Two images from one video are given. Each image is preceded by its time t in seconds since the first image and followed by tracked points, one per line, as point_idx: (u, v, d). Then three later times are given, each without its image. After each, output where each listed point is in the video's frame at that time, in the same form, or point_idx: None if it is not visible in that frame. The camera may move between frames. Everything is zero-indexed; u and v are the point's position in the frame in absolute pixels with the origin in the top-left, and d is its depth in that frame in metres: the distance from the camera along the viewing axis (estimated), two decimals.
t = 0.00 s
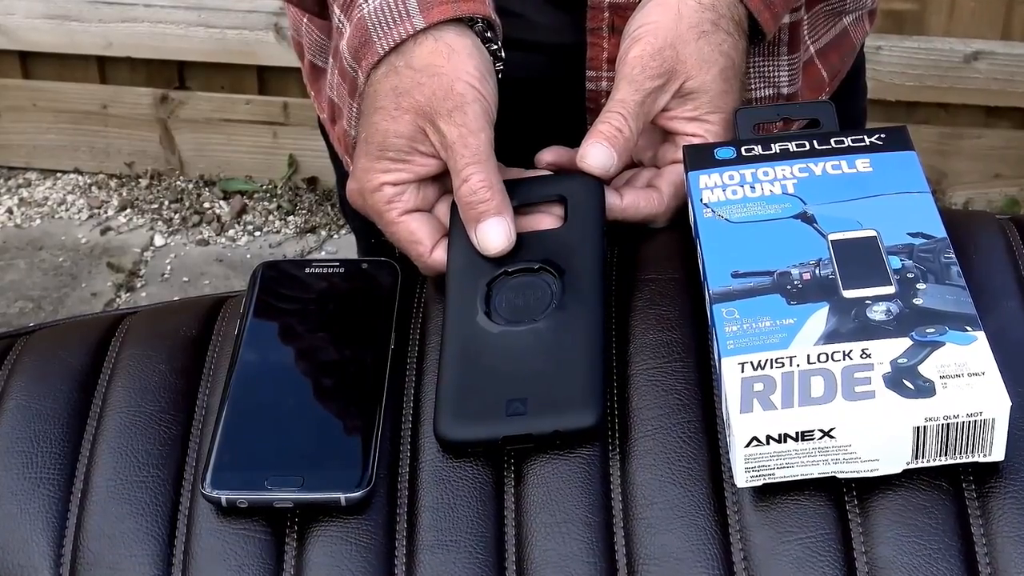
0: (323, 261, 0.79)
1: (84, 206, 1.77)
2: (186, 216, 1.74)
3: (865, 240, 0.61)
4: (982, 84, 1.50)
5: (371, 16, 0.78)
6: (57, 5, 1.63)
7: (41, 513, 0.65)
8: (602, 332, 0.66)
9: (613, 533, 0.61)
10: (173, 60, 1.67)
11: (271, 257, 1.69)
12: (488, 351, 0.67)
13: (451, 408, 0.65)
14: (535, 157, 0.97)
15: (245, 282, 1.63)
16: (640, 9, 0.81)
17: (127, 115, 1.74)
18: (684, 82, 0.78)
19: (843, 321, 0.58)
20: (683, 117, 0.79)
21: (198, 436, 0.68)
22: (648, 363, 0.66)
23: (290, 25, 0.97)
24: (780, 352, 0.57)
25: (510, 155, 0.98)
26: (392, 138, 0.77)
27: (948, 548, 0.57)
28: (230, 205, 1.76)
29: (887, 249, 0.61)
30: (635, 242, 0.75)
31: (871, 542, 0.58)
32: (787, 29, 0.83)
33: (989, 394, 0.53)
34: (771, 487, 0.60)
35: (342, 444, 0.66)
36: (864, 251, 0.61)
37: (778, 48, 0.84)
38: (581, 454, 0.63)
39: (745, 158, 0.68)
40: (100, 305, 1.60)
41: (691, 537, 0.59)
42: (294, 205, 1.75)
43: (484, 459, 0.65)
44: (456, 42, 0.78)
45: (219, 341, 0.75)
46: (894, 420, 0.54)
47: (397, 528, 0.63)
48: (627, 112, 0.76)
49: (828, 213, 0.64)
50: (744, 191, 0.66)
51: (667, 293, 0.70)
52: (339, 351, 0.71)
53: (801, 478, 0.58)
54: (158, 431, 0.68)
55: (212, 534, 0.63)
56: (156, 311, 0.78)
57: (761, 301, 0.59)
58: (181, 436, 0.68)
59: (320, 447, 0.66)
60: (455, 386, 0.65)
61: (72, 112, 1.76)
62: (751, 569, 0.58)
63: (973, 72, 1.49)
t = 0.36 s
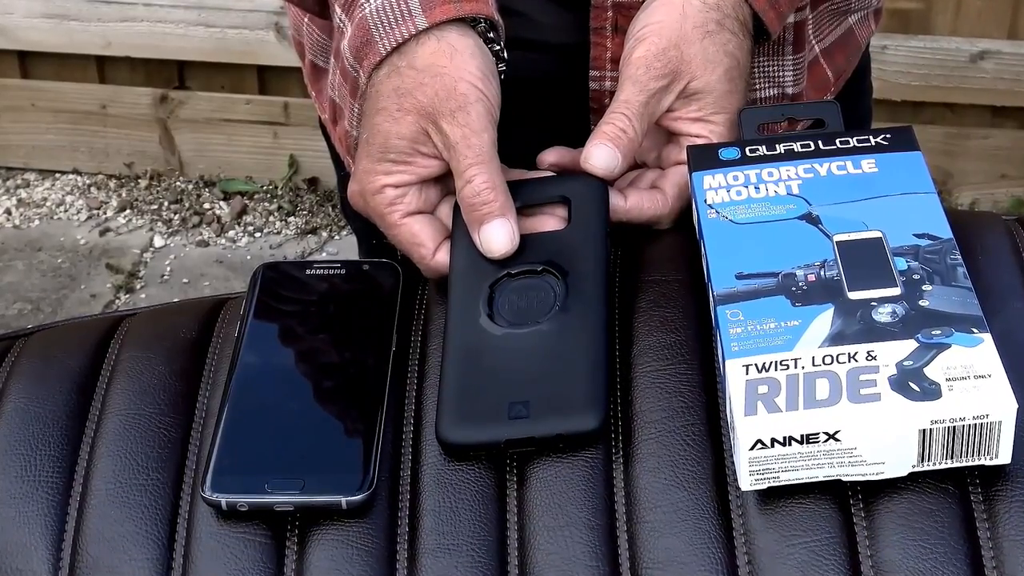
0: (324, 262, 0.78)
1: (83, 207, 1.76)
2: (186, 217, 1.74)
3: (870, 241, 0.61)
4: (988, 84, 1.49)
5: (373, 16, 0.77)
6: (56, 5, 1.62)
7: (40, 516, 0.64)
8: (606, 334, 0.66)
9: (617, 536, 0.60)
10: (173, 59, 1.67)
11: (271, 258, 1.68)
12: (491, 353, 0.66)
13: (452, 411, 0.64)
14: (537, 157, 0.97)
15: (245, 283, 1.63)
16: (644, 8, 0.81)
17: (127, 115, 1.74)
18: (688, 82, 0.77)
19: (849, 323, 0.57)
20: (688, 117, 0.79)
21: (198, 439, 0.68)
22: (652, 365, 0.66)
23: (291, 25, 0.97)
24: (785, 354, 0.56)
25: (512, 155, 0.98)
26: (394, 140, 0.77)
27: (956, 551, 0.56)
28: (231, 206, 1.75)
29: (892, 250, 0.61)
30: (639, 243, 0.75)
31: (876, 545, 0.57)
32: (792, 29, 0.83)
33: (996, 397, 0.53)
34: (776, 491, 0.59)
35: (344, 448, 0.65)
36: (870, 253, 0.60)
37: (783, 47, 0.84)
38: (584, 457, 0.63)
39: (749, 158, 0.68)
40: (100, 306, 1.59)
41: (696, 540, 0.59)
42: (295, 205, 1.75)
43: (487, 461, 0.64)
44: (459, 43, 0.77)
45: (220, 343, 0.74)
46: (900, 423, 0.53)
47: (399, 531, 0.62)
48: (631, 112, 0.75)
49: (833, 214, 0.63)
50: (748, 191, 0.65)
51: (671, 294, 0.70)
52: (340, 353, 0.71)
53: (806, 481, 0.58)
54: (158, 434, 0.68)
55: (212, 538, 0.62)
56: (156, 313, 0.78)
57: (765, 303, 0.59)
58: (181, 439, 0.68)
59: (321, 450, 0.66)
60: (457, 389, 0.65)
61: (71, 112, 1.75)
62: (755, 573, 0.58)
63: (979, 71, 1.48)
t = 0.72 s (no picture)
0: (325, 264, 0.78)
1: (82, 208, 1.76)
2: (186, 218, 1.73)
3: (875, 242, 0.60)
4: (994, 84, 1.49)
5: (374, 15, 0.77)
6: (55, 4, 1.62)
7: (38, 520, 0.64)
8: (608, 337, 0.65)
9: (620, 540, 0.60)
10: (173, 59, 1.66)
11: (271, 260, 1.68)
12: (493, 356, 0.66)
13: (454, 413, 0.64)
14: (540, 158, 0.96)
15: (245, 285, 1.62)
16: (648, 8, 0.81)
17: (126, 115, 1.73)
18: (692, 82, 0.77)
19: (854, 325, 0.57)
20: (692, 118, 0.78)
21: (197, 442, 0.67)
22: (656, 367, 0.65)
23: (291, 25, 0.96)
24: (790, 356, 0.56)
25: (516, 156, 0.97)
26: (395, 139, 0.77)
27: (962, 555, 0.55)
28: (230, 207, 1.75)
29: (898, 252, 0.60)
30: (642, 245, 0.74)
31: (882, 549, 0.57)
32: (798, 29, 0.82)
33: (1002, 400, 0.52)
34: (781, 494, 0.59)
35: (345, 451, 0.65)
36: (875, 254, 0.60)
37: (789, 47, 0.83)
38: (587, 460, 0.62)
39: (754, 158, 0.67)
40: (98, 308, 1.59)
41: (699, 544, 0.58)
42: (296, 206, 1.74)
43: (489, 465, 0.64)
44: (460, 41, 0.77)
45: (220, 345, 0.74)
46: (906, 426, 0.53)
47: (400, 535, 0.62)
48: (635, 113, 0.75)
49: (838, 215, 0.63)
50: (752, 192, 0.65)
51: (675, 296, 0.69)
52: (341, 355, 0.70)
53: (811, 485, 0.57)
54: (157, 436, 0.67)
55: (212, 542, 0.62)
56: (155, 315, 0.77)
57: (770, 305, 0.58)
58: (180, 442, 0.67)
59: (322, 453, 0.65)
60: (459, 392, 0.65)
61: (70, 113, 1.74)
62: None
63: (986, 71, 1.47)
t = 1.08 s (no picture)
0: (325, 265, 0.77)
1: (81, 209, 1.75)
2: (186, 219, 1.73)
3: (879, 243, 0.60)
4: (999, 83, 1.48)
5: (373, 13, 0.77)
6: (54, 4, 1.62)
7: (37, 523, 0.64)
8: (610, 338, 0.65)
9: (622, 543, 0.59)
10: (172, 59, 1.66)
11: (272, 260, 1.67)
12: (493, 357, 0.65)
13: (454, 415, 0.63)
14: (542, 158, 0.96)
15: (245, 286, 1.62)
16: (650, 7, 0.80)
17: (125, 115, 1.73)
18: (695, 82, 0.77)
19: (858, 326, 0.56)
20: (695, 118, 0.78)
21: (197, 444, 0.67)
22: (658, 369, 0.65)
23: (290, 25, 0.96)
24: (794, 358, 0.56)
25: (522, 156, 0.96)
26: (393, 136, 0.76)
27: (967, 558, 0.55)
28: (230, 208, 1.74)
29: (902, 253, 0.60)
30: (644, 246, 0.74)
31: (886, 552, 0.56)
32: (801, 28, 0.82)
33: (1006, 401, 0.52)
34: (784, 496, 0.58)
35: (346, 454, 0.65)
36: (879, 255, 0.59)
37: (792, 46, 0.83)
38: (589, 462, 0.62)
39: (756, 159, 0.67)
40: (98, 309, 1.58)
41: (702, 546, 0.58)
42: (296, 207, 1.74)
43: (490, 467, 0.63)
44: (458, 37, 0.77)
45: (220, 346, 0.73)
46: (910, 428, 0.53)
47: (402, 538, 0.61)
48: (637, 113, 0.75)
49: (842, 216, 0.62)
50: (756, 193, 0.65)
51: (678, 297, 0.69)
52: (341, 356, 0.70)
53: (814, 487, 0.57)
54: (157, 439, 0.67)
55: (212, 544, 0.62)
56: (155, 316, 0.77)
57: (773, 306, 0.58)
58: (180, 444, 0.67)
59: (323, 456, 0.65)
60: (459, 394, 0.64)
61: (69, 113, 1.74)
62: None
63: (991, 71, 1.47)
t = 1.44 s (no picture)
0: (326, 266, 0.77)
1: (80, 210, 1.75)
2: (185, 220, 1.72)
3: (884, 244, 0.60)
4: (1003, 84, 1.48)
5: (362, 11, 0.77)
6: (53, 3, 1.61)
7: (36, 527, 0.63)
8: (612, 340, 0.65)
9: (625, 546, 0.59)
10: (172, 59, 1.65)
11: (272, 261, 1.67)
12: (494, 359, 0.65)
13: (455, 418, 0.63)
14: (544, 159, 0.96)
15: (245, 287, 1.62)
16: (653, 7, 0.80)
17: (125, 115, 1.72)
18: (699, 81, 0.76)
19: (863, 328, 0.56)
20: (698, 118, 0.77)
21: (197, 447, 0.66)
22: (661, 371, 0.65)
23: (290, 24, 0.95)
24: (798, 359, 0.55)
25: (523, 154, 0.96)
26: (389, 130, 0.76)
27: (973, 562, 0.55)
28: (230, 209, 1.74)
29: (907, 254, 0.59)
30: (647, 247, 0.74)
31: (890, 555, 0.56)
32: (806, 26, 0.82)
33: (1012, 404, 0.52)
34: (788, 499, 0.58)
35: (348, 457, 0.64)
36: (883, 257, 0.59)
37: (796, 44, 0.83)
38: (591, 465, 0.62)
39: (760, 160, 0.66)
40: (97, 312, 1.58)
41: (706, 550, 0.58)
42: (297, 208, 1.73)
43: (492, 469, 0.63)
44: (447, 27, 0.77)
45: (220, 348, 0.73)
46: (915, 430, 0.52)
47: (403, 541, 0.61)
48: (640, 113, 0.74)
49: (846, 217, 0.62)
50: (759, 193, 0.64)
51: (680, 298, 0.68)
52: (343, 358, 0.70)
53: (819, 490, 0.56)
54: (157, 441, 0.66)
55: (212, 547, 0.61)
56: (154, 318, 0.76)
57: (778, 308, 0.58)
58: (180, 447, 0.66)
59: (324, 459, 0.64)
60: (459, 396, 0.64)
61: (68, 113, 1.74)
62: None
63: (995, 71, 1.46)
